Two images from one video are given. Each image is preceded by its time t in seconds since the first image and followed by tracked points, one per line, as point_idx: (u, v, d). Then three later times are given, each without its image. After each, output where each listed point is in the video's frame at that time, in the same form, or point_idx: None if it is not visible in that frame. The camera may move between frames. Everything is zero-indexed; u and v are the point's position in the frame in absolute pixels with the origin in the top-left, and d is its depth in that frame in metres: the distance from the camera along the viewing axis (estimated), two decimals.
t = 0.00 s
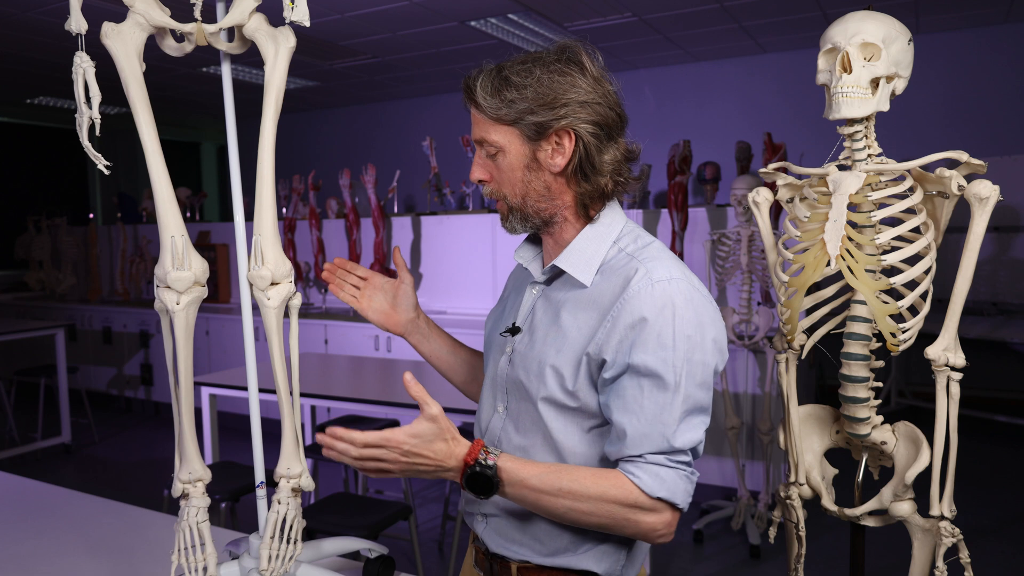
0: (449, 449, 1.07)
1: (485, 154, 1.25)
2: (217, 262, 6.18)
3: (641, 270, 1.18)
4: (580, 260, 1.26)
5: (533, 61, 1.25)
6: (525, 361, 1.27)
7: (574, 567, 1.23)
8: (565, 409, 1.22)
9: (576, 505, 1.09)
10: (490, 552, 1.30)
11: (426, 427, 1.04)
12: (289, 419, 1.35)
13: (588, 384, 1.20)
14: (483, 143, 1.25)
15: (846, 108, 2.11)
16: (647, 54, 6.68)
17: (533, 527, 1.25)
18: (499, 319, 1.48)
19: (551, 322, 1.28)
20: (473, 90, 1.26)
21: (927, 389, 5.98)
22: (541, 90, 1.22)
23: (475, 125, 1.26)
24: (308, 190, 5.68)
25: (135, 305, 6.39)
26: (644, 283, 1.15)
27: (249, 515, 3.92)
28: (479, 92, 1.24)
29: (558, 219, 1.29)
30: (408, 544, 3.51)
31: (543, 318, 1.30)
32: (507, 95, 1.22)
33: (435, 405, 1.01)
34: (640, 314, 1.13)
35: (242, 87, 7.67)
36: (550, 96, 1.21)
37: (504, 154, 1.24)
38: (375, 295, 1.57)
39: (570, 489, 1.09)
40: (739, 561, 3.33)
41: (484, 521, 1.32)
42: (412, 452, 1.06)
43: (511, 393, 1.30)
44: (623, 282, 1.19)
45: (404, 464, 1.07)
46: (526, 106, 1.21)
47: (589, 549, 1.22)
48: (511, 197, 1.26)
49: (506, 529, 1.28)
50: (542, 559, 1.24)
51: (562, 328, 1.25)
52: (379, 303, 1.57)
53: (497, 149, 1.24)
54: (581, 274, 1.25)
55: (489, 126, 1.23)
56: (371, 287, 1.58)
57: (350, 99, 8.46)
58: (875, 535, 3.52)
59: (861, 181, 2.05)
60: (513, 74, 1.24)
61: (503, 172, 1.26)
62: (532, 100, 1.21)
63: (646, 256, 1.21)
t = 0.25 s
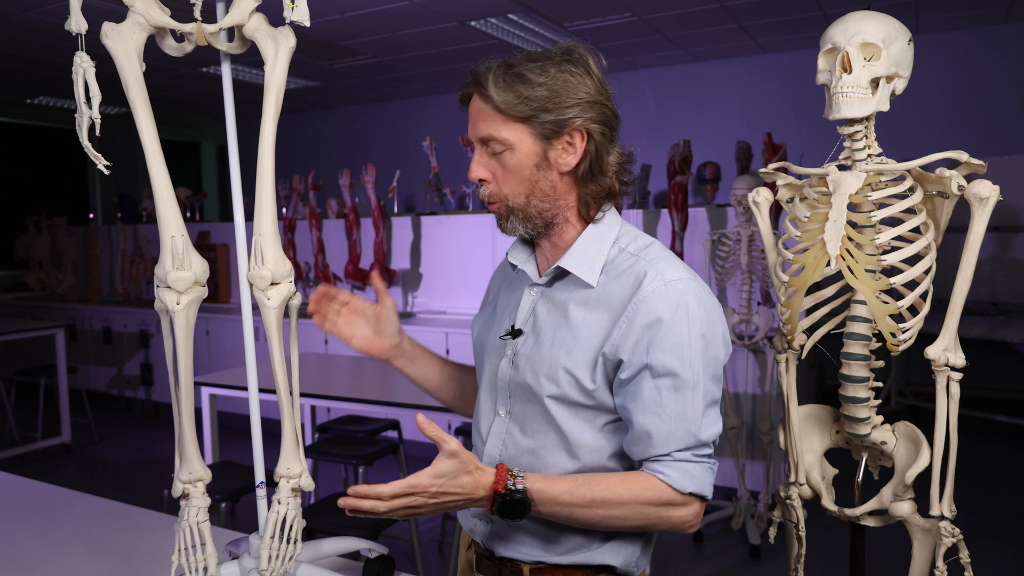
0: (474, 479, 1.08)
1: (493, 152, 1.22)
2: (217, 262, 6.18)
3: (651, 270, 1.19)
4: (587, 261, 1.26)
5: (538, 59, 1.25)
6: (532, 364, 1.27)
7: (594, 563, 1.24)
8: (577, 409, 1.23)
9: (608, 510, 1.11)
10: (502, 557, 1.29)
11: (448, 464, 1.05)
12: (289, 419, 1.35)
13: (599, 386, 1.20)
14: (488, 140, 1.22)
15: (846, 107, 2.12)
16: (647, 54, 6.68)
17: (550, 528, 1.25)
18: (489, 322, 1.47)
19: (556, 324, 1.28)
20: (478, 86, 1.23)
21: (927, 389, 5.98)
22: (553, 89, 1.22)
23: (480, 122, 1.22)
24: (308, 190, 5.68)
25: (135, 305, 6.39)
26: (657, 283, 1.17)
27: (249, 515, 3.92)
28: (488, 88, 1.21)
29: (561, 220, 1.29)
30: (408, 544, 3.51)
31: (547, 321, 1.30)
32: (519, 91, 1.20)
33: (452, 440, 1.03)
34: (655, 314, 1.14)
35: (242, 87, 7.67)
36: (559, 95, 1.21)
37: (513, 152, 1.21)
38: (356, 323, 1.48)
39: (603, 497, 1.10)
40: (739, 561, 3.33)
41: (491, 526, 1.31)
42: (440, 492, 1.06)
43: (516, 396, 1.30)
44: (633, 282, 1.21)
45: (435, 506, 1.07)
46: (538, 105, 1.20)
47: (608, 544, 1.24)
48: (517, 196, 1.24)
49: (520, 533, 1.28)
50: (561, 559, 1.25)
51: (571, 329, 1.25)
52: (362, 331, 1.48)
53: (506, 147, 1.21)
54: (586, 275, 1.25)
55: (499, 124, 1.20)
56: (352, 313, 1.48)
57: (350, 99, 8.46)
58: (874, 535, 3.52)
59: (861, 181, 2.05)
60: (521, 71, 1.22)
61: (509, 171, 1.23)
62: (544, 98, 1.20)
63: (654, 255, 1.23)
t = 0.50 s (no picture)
0: (509, 476, 1.02)
1: (508, 150, 1.22)
2: (217, 262, 6.18)
3: (657, 259, 1.25)
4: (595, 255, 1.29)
5: (540, 57, 1.27)
6: (545, 360, 1.28)
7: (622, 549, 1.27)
8: (593, 401, 1.25)
9: (638, 493, 1.12)
10: (527, 557, 1.28)
11: (487, 462, 0.98)
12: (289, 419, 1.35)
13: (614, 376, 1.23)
14: (503, 139, 1.22)
15: (846, 108, 2.12)
16: (647, 54, 6.68)
17: (576, 521, 1.27)
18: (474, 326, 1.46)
19: (565, 320, 1.29)
20: (488, 85, 1.22)
21: (927, 389, 5.98)
22: (559, 88, 1.25)
23: (494, 121, 1.22)
24: (308, 190, 5.68)
25: (135, 305, 6.39)
26: (667, 270, 1.23)
27: (249, 515, 3.92)
28: (503, 86, 1.21)
29: (563, 217, 1.31)
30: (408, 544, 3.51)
31: (554, 318, 1.30)
32: (535, 90, 1.22)
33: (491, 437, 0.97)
34: (670, 298, 1.20)
35: (242, 87, 7.67)
36: (565, 94, 1.25)
37: (528, 150, 1.22)
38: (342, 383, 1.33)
39: (633, 481, 1.11)
40: (739, 561, 3.33)
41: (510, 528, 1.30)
42: (477, 490, 0.99)
43: (527, 394, 1.30)
44: (642, 272, 1.25)
45: (470, 504, 1.01)
46: (551, 102, 1.23)
47: (635, 527, 1.27)
48: (533, 194, 1.24)
49: (545, 528, 1.28)
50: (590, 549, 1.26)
51: (583, 324, 1.27)
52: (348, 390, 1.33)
53: (521, 145, 1.22)
54: (592, 268, 1.28)
55: (515, 123, 1.21)
56: (334, 375, 1.32)
57: (350, 99, 8.46)
58: (874, 535, 3.52)
59: (861, 181, 2.05)
60: (529, 69, 1.23)
61: (524, 169, 1.23)
62: (554, 96, 1.23)
63: (656, 245, 1.29)
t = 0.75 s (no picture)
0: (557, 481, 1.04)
1: (524, 144, 1.24)
2: (217, 262, 6.18)
3: (661, 248, 1.31)
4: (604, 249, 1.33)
5: (545, 54, 1.30)
6: (562, 354, 1.29)
7: (646, 536, 1.30)
8: (610, 392, 1.27)
9: (671, 477, 1.15)
10: (554, 555, 1.28)
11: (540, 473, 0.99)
12: (289, 419, 1.35)
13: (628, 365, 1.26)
14: (520, 133, 1.24)
15: (846, 107, 2.12)
16: (647, 54, 6.68)
17: (602, 513, 1.28)
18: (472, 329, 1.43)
19: (578, 313, 1.31)
20: (503, 79, 1.24)
21: (927, 389, 5.98)
22: (568, 85, 1.29)
23: (510, 115, 1.24)
24: (308, 190, 5.68)
25: (135, 305, 6.39)
26: (673, 257, 1.29)
27: (249, 515, 3.92)
28: (520, 80, 1.23)
29: (567, 215, 1.34)
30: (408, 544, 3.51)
31: (566, 312, 1.32)
32: (549, 86, 1.25)
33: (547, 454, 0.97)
34: (679, 284, 1.25)
35: (242, 87, 7.67)
36: (572, 91, 1.30)
37: (543, 145, 1.25)
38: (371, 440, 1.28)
39: (665, 469, 1.14)
40: (739, 561, 3.33)
41: (535, 528, 1.30)
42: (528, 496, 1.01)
43: (542, 389, 1.30)
44: (650, 262, 1.30)
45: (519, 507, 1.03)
46: (562, 98, 1.27)
47: (655, 514, 1.30)
48: (547, 188, 1.27)
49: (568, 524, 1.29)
50: (616, 539, 1.28)
51: (598, 315, 1.29)
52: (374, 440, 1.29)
53: (537, 140, 1.25)
54: (599, 262, 1.31)
55: (532, 117, 1.24)
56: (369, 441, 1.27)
57: (350, 99, 8.46)
58: (874, 535, 3.52)
59: (861, 181, 2.05)
60: (539, 65, 1.26)
61: (539, 164, 1.26)
62: (564, 93, 1.28)
63: (655, 236, 1.35)
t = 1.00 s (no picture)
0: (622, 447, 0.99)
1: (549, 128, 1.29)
2: (217, 262, 6.18)
3: (674, 242, 1.34)
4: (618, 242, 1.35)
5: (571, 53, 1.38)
6: (579, 341, 1.30)
7: (655, 531, 1.31)
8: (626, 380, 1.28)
9: (711, 458, 1.14)
10: (564, 552, 1.29)
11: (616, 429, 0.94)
12: (289, 419, 1.35)
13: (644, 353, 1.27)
14: (548, 116, 1.29)
15: (846, 108, 2.12)
16: (647, 54, 6.68)
17: (612, 508, 1.28)
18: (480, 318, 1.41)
19: (594, 302, 1.31)
20: (535, 65, 1.30)
21: (927, 389, 5.99)
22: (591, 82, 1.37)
23: (539, 98, 1.29)
24: (308, 190, 5.68)
25: (135, 305, 6.39)
26: (687, 250, 1.32)
27: (249, 515, 3.92)
28: (552, 67, 1.29)
29: (581, 208, 1.37)
30: (408, 544, 3.51)
31: (581, 301, 1.32)
32: (577, 77, 1.32)
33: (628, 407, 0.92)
34: (694, 274, 1.28)
35: (242, 87, 7.67)
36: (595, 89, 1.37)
37: (566, 131, 1.30)
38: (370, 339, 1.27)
39: (705, 448, 1.13)
40: (739, 560, 3.33)
41: (545, 525, 1.29)
42: (600, 457, 0.95)
43: (557, 377, 1.30)
44: (664, 254, 1.32)
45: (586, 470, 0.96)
46: (586, 91, 1.34)
47: (664, 510, 1.32)
48: (570, 176, 1.30)
49: (579, 521, 1.29)
50: (626, 535, 1.28)
51: (615, 303, 1.30)
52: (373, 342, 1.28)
53: (561, 126, 1.30)
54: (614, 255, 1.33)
55: (558, 102, 1.29)
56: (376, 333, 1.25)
57: (350, 99, 8.46)
58: (874, 535, 3.52)
59: (861, 181, 2.05)
60: (568, 58, 1.33)
61: (563, 150, 1.29)
62: (588, 88, 1.34)
63: (666, 233, 1.38)
